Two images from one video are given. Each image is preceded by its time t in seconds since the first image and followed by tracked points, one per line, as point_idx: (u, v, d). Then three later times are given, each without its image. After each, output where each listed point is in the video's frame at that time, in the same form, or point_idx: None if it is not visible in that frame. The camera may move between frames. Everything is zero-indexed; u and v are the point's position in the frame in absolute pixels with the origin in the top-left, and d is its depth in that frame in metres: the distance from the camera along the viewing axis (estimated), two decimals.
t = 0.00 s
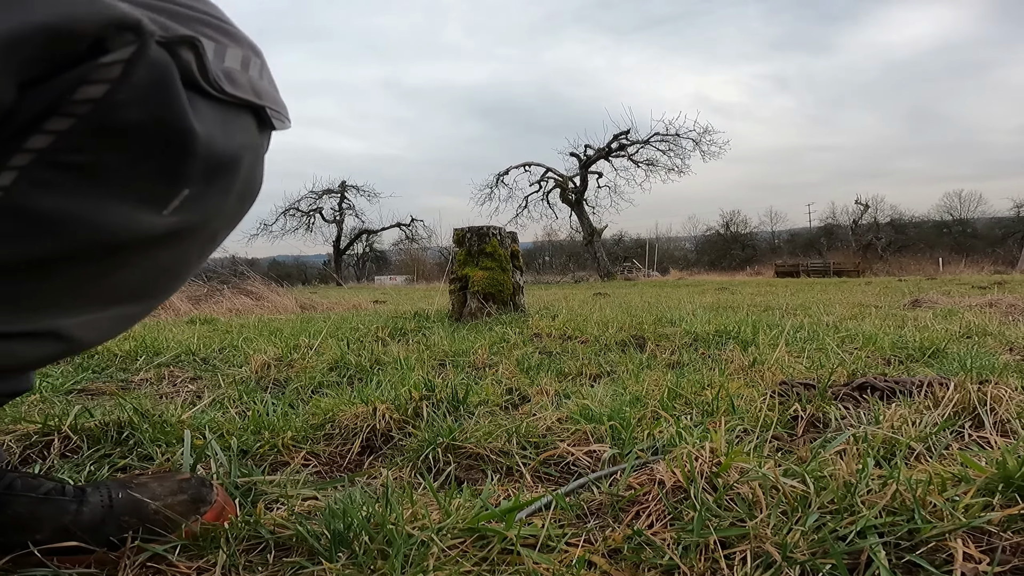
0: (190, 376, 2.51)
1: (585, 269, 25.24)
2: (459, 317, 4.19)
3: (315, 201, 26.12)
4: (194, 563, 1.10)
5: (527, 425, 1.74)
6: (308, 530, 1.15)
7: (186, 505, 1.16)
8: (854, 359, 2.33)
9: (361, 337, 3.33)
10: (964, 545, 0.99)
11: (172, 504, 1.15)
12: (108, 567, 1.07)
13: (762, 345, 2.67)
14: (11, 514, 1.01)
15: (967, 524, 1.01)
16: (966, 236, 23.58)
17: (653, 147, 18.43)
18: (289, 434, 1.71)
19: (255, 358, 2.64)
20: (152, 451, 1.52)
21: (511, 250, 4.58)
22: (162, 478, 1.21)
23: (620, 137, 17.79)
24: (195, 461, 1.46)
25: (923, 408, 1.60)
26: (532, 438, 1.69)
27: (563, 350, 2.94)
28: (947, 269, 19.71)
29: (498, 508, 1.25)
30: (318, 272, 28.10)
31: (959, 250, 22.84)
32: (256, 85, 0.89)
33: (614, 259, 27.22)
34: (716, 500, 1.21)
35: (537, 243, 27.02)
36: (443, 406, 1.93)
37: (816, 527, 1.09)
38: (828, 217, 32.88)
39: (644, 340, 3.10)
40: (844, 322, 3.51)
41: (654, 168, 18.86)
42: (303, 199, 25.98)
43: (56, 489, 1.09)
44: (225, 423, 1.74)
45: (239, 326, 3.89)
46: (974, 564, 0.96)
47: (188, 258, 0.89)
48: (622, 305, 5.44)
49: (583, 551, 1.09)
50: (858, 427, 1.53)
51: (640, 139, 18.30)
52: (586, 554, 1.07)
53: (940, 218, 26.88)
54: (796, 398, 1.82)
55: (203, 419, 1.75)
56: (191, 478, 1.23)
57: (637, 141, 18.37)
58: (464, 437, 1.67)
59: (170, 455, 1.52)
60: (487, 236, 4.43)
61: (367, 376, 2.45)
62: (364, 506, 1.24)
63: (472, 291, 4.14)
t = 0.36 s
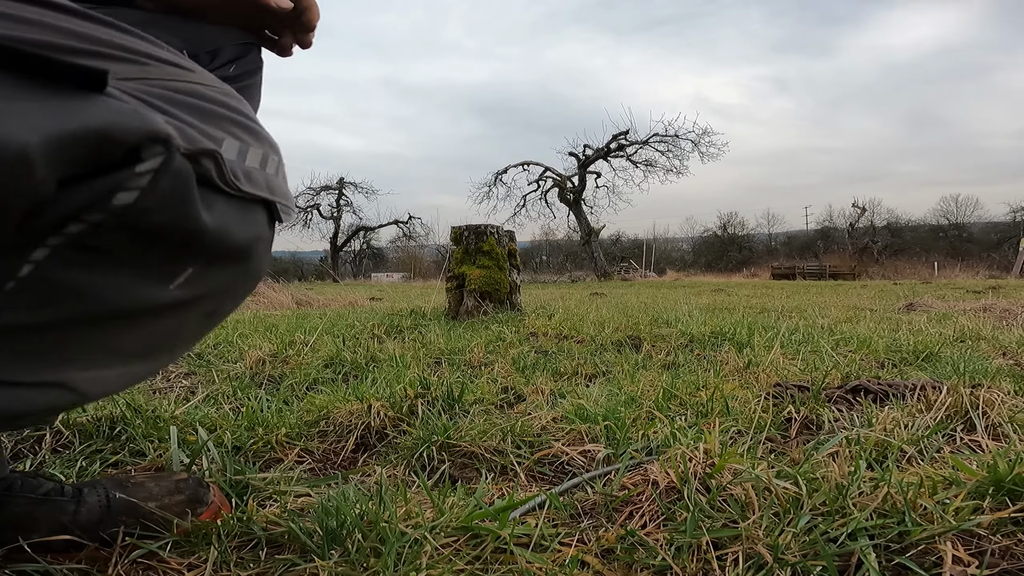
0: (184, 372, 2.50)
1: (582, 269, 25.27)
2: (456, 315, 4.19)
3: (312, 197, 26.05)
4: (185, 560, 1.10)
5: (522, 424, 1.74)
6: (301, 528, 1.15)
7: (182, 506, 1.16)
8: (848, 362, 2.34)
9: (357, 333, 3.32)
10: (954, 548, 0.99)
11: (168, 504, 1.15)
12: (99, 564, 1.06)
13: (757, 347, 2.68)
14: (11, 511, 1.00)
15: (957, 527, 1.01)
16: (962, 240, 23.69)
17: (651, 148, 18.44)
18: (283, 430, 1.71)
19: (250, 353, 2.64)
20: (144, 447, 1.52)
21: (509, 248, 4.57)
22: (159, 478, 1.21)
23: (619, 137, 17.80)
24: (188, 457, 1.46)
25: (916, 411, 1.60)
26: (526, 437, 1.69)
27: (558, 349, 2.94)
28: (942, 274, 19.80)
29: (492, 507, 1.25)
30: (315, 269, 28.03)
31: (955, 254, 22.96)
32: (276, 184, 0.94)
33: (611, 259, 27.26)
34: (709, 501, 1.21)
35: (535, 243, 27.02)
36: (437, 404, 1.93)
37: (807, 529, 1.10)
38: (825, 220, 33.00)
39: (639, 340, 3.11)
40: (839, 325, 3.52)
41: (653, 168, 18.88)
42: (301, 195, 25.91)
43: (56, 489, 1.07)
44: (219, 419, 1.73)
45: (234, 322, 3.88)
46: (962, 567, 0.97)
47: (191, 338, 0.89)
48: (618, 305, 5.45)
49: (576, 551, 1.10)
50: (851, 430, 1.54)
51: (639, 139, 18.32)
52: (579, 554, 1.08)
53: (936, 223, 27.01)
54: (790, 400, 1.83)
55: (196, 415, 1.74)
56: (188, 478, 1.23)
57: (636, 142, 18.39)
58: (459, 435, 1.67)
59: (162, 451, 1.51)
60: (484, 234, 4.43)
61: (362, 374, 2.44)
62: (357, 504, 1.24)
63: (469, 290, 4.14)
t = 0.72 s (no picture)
0: (179, 368, 2.49)
1: (580, 269, 25.28)
2: (452, 313, 4.18)
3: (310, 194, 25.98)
4: (176, 557, 1.09)
5: (518, 423, 1.74)
6: (294, 525, 1.15)
7: (178, 505, 1.17)
8: (843, 364, 2.36)
9: (353, 331, 3.32)
10: (944, 551, 1.00)
11: (163, 504, 1.16)
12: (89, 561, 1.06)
13: (753, 348, 2.69)
14: (14, 505, 1.00)
15: (947, 529, 1.02)
16: (957, 244, 23.81)
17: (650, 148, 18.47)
18: (278, 427, 1.70)
19: (245, 350, 2.63)
20: (137, 443, 1.51)
21: (506, 247, 4.58)
22: (155, 476, 1.21)
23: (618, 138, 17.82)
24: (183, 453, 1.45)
25: (909, 413, 1.61)
26: (522, 436, 1.69)
27: (555, 349, 2.94)
28: (938, 277, 19.89)
29: (486, 506, 1.25)
30: (312, 266, 27.97)
31: (950, 258, 23.08)
32: (131, 65, 0.66)
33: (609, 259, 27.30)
34: (703, 502, 1.21)
35: (533, 242, 27.03)
36: (433, 403, 1.93)
37: (800, 531, 1.10)
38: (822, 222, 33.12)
39: (636, 341, 3.12)
40: (835, 327, 3.54)
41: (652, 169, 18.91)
42: (299, 192, 25.84)
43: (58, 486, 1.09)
44: (213, 416, 1.73)
45: (230, 318, 3.88)
46: (953, 569, 0.97)
47: (128, 286, 0.84)
48: (615, 305, 5.46)
49: (570, 550, 1.10)
50: (844, 432, 1.54)
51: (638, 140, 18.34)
52: (573, 553, 1.08)
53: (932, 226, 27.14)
54: (785, 401, 1.84)
55: (191, 411, 1.74)
56: (184, 478, 1.23)
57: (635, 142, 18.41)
58: (454, 434, 1.67)
59: (155, 447, 1.51)
60: (482, 233, 4.43)
61: (358, 371, 2.44)
62: (352, 502, 1.24)
63: (466, 288, 4.14)
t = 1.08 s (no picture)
0: (176, 366, 2.49)
1: (579, 269, 25.28)
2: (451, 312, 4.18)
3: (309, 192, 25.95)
4: (172, 555, 1.09)
5: (516, 422, 1.74)
6: (291, 524, 1.15)
7: (173, 503, 1.17)
8: (841, 365, 2.36)
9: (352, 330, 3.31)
10: (940, 552, 1.00)
11: (158, 502, 1.16)
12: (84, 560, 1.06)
13: (751, 349, 2.69)
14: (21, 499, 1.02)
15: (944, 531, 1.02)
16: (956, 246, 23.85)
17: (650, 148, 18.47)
18: (276, 426, 1.70)
19: (243, 349, 2.62)
20: (134, 441, 1.51)
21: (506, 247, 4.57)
22: (149, 475, 1.21)
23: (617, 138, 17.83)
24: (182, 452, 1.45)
25: (906, 414, 1.62)
26: (520, 436, 1.69)
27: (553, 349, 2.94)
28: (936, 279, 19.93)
29: (484, 505, 1.25)
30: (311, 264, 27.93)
31: (949, 259, 23.12)
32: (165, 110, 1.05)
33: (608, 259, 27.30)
34: (700, 502, 1.21)
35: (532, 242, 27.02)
36: (431, 402, 1.93)
37: (797, 531, 1.10)
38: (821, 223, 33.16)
39: (634, 341, 3.12)
40: (833, 328, 3.55)
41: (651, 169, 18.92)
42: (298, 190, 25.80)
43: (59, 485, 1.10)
44: (210, 415, 1.72)
45: (228, 317, 3.87)
46: (948, 570, 0.97)
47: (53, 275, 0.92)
48: (613, 305, 5.46)
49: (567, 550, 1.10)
50: (842, 433, 1.55)
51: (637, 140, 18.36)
52: (570, 553, 1.08)
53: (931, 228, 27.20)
54: (783, 402, 1.84)
55: (188, 410, 1.73)
56: (178, 477, 1.23)
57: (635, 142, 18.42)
58: (452, 433, 1.67)
59: (151, 445, 1.50)
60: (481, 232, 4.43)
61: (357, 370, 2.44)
62: (349, 500, 1.24)
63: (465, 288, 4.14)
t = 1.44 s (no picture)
0: (176, 365, 2.49)
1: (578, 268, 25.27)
2: (451, 312, 4.18)
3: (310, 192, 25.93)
4: (170, 555, 1.08)
5: (515, 422, 1.75)
6: (290, 524, 1.15)
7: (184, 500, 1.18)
8: (840, 365, 2.36)
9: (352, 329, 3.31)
10: (939, 552, 1.01)
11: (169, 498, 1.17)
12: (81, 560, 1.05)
13: (750, 349, 2.69)
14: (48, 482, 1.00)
15: (943, 531, 1.02)
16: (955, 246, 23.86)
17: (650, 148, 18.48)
18: (275, 426, 1.70)
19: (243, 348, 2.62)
20: (134, 441, 1.50)
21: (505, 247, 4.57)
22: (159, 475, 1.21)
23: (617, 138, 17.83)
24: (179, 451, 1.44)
25: (906, 415, 1.62)
26: (520, 435, 1.69)
27: (553, 348, 2.94)
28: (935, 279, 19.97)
29: (483, 505, 1.25)
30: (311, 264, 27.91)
31: (948, 259, 23.13)
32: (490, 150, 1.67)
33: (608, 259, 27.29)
34: (700, 502, 1.22)
35: (532, 241, 27.02)
36: (431, 402, 1.94)
37: (796, 531, 1.10)
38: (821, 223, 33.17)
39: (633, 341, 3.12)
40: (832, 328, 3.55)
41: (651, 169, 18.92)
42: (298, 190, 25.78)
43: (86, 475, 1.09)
44: (210, 414, 1.72)
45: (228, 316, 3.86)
46: (948, 570, 0.98)
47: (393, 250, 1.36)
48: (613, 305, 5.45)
49: (567, 550, 1.10)
50: (841, 433, 1.55)
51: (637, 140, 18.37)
52: (569, 553, 1.08)
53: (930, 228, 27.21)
54: (782, 402, 1.84)
55: (188, 409, 1.73)
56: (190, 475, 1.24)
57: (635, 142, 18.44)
58: (451, 433, 1.67)
59: (152, 445, 1.50)
60: (481, 232, 4.43)
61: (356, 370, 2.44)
62: (349, 500, 1.24)
63: (464, 287, 4.14)
